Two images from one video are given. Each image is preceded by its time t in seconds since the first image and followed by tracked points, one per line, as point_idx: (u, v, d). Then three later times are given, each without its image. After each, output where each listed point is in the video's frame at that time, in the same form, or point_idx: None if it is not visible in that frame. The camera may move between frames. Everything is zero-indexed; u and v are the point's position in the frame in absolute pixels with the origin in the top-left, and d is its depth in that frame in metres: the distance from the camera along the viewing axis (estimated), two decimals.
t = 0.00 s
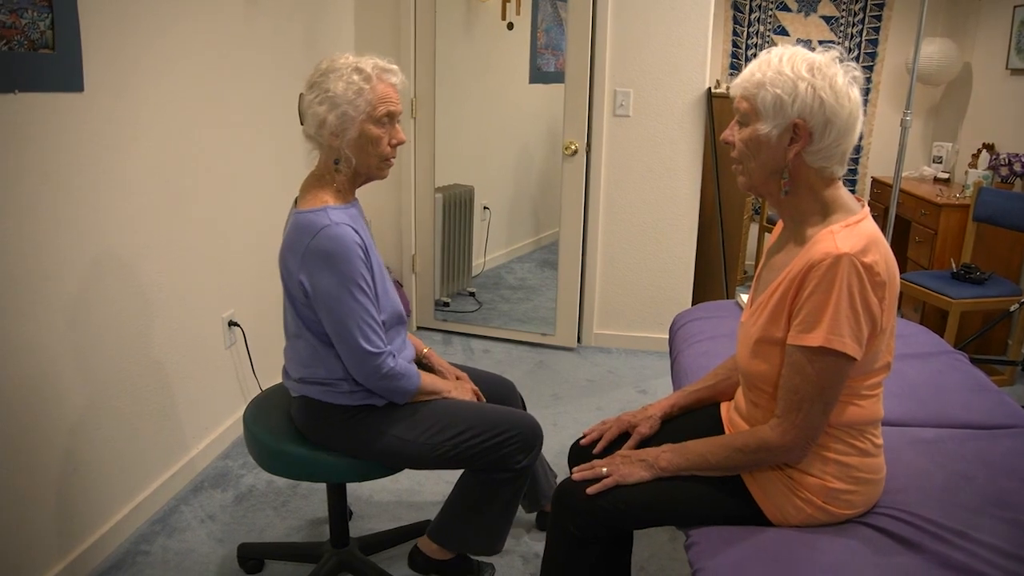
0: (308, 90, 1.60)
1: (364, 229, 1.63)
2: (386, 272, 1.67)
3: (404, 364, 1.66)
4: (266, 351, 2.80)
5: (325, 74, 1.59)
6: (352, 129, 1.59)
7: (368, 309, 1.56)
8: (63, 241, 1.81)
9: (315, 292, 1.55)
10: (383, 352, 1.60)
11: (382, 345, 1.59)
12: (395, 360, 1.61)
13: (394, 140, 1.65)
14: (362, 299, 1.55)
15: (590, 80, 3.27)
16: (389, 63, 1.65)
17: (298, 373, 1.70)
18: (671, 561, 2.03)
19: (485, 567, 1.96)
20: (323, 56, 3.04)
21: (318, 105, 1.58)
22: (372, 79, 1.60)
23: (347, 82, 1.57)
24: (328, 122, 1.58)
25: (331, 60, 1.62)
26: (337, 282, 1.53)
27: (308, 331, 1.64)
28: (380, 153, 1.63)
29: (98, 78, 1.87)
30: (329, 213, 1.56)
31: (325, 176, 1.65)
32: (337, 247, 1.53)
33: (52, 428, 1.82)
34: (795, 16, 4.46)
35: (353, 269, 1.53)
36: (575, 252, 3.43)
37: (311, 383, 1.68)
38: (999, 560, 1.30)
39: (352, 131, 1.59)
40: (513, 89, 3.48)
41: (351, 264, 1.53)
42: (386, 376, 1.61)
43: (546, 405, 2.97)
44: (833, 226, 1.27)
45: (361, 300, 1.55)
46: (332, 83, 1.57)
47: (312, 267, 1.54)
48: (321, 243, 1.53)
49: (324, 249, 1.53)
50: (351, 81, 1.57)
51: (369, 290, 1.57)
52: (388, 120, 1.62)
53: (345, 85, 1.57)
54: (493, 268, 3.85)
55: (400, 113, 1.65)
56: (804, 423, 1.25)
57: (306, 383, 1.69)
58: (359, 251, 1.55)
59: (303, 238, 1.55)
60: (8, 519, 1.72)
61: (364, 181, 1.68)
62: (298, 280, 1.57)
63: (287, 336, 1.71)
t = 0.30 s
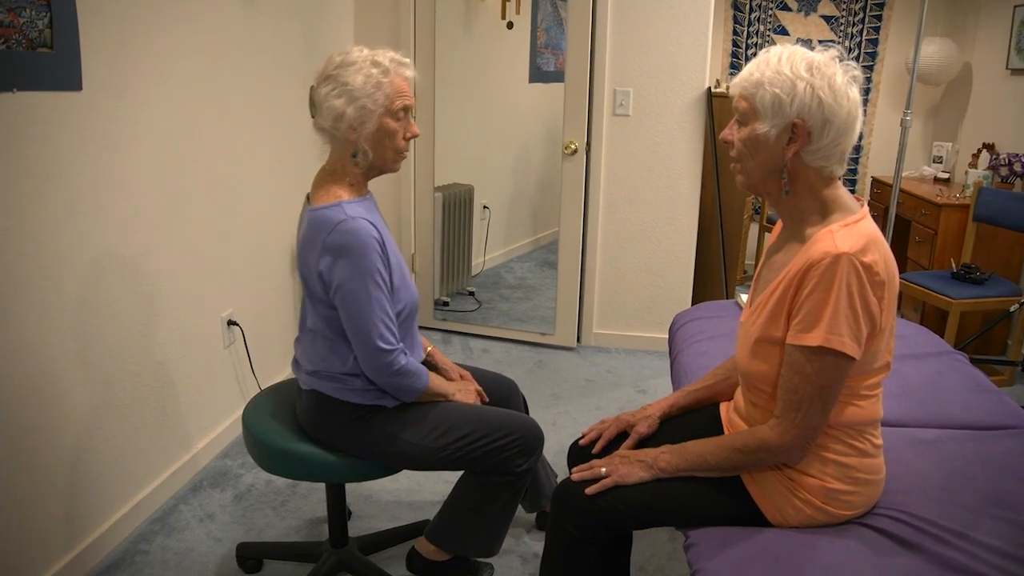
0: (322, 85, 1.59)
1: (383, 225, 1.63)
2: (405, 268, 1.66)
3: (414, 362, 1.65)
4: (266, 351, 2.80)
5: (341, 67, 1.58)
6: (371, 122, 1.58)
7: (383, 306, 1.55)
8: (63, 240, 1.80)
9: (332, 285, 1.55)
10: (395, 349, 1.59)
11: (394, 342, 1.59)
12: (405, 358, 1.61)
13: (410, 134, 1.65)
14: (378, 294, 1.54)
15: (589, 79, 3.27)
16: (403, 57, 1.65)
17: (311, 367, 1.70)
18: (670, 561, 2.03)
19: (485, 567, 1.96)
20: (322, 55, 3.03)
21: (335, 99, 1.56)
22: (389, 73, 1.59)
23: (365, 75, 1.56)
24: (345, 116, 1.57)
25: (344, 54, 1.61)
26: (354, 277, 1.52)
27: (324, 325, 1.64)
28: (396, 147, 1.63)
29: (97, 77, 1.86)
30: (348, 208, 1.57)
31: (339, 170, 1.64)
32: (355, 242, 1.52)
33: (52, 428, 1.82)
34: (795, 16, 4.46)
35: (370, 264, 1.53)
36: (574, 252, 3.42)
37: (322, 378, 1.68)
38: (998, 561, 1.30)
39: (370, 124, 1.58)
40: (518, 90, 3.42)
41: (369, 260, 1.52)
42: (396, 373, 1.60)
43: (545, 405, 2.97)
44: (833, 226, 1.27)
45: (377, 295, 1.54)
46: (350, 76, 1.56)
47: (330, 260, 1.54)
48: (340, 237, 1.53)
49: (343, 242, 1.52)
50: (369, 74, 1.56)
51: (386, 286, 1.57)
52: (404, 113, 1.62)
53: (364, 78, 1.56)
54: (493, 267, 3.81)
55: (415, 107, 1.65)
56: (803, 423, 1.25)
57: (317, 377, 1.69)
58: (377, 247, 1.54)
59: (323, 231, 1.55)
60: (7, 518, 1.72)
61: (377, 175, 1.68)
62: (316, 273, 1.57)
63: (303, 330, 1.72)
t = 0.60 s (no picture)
0: (346, 82, 1.59)
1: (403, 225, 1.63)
2: (423, 270, 1.66)
3: (420, 363, 1.64)
4: (270, 350, 2.80)
5: (366, 66, 1.58)
6: (395, 121, 1.59)
7: (398, 306, 1.55)
8: (66, 240, 1.80)
9: (351, 281, 1.55)
10: (404, 351, 1.59)
11: (403, 344, 1.58)
12: (412, 360, 1.60)
13: (430, 132, 1.67)
14: (394, 294, 1.54)
15: (594, 79, 3.26)
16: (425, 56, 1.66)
17: (322, 363, 1.70)
18: (674, 562, 2.03)
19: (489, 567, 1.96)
20: (327, 56, 3.04)
21: (360, 97, 1.57)
22: (413, 72, 1.60)
23: (391, 74, 1.57)
24: (370, 114, 1.57)
25: (368, 52, 1.61)
26: (372, 274, 1.53)
27: (337, 321, 1.64)
28: (418, 146, 1.65)
29: (100, 76, 1.86)
30: (371, 206, 1.57)
31: (360, 169, 1.65)
32: (377, 239, 1.53)
33: (54, 427, 1.82)
34: (800, 16, 4.45)
35: (388, 263, 1.53)
36: (579, 252, 3.42)
37: (332, 375, 1.68)
38: (1003, 563, 1.30)
39: (394, 123, 1.59)
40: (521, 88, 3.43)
41: (388, 258, 1.53)
42: (403, 374, 1.60)
43: (550, 405, 2.96)
44: (840, 226, 1.26)
45: (392, 295, 1.54)
46: (375, 74, 1.57)
47: (350, 256, 1.54)
48: (362, 234, 1.53)
49: (364, 239, 1.53)
50: (395, 73, 1.57)
51: (402, 286, 1.57)
52: (426, 112, 1.64)
53: (389, 77, 1.57)
54: (497, 268, 3.77)
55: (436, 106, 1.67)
56: (808, 424, 1.25)
57: (328, 373, 1.69)
58: (397, 246, 1.54)
59: (346, 227, 1.55)
60: (9, 517, 1.72)
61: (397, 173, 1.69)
62: (335, 268, 1.57)
63: (318, 325, 1.72)
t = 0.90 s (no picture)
0: (375, 82, 1.58)
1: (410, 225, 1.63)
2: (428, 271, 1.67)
3: (422, 364, 1.64)
4: (270, 351, 2.80)
5: (397, 68, 1.59)
6: (419, 127, 1.60)
7: (402, 305, 1.55)
8: (65, 241, 1.80)
9: (357, 278, 1.55)
10: (406, 351, 1.58)
11: (406, 344, 1.58)
12: (414, 360, 1.60)
13: (446, 143, 1.69)
14: (399, 293, 1.54)
15: (593, 79, 3.26)
16: (451, 69, 1.68)
17: (324, 361, 1.70)
18: (674, 562, 2.03)
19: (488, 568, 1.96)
20: (326, 56, 3.04)
21: (388, 99, 1.57)
22: (440, 82, 1.62)
23: (422, 80, 1.58)
24: (396, 117, 1.58)
25: (398, 56, 1.62)
26: (379, 272, 1.52)
27: (340, 318, 1.64)
28: (435, 154, 1.66)
29: (101, 77, 1.86)
30: (379, 204, 1.57)
31: (375, 167, 1.65)
32: (386, 237, 1.53)
33: (54, 428, 1.82)
34: (800, 15, 4.45)
35: (396, 263, 1.53)
36: (578, 252, 3.42)
37: (334, 373, 1.68)
38: (1004, 563, 1.29)
39: (418, 129, 1.60)
40: (520, 88, 3.43)
41: (396, 257, 1.53)
42: (404, 374, 1.59)
43: (550, 405, 2.96)
44: (839, 226, 1.26)
45: (398, 294, 1.54)
46: (405, 78, 1.57)
47: (357, 253, 1.54)
48: (371, 232, 1.53)
49: (373, 237, 1.53)
50: (427, 81, 1.58)
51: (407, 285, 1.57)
52: (447, 122, 1.66)
53: (419, 83, 1.58)
54: (497, 268, 3.82)
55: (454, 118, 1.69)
56: (807, 424, 1.24)
57: (329, 371, 1.69)
58: (404, 245, 1.55)
59: (354, 224, 1.55)
60: (9, 518, 1.72)
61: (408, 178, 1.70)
62: (341, 264, 1.57)
63: (320, 322, 1.71)
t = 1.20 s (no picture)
0: (383, 86, 1.58)
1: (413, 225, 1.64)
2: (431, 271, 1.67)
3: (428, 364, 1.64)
4: (271, 352, 2.80)
5: (407, 73, 1.59)
6: (426, 133, 1.61)
7: (410, 304, 1.55)
8: (66, 242, 1.80)
9: (363, 278, 1.54)
10: (414, 350, 1.58)
11: (414, 344, 1.58)
12: (422, 360, 1.60)
13: (450, 148, 1.70)
14: (407, 292, 1.55)
15: (595, 79, 3.26)
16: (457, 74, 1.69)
17: (328, 364, 1.69)
18: (676, 563, 2.03)
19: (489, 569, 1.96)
20: (328, 57, 3.04)
21: (397, 103, 1.57)
22: (448, 88, 1.63)
23: (431, 86, 1.59)
24: (404, 122, 1.58)
25: (406, 60, 1.62)
26: (387, 271, 1.53)
27: (345, 319, 1.63)
28: (438, 159, 1.68)
29: (102, 78, 1.86)
30: (384, 204, 1.57)
31: (380, 170, 1.65)
32: (393, 236, 1.53)
33: (54, 429, 1.81)
34: (801, 15, 4.45)
35: (402, 261, 1.53)
36: (579, 254, 3.42)
37: (339, 375, 1.68)
38: (1007, 566, 1.29)
39: (426, 134, 1.61)
40: (522, 90, 3.43)
41: (403, 255, 1.53)
42: (412, 374, 1.59)
43: (551, 406, 2.96)
44: (841, 228, 1.26)
45: (405, 293, 1.54)
46: (414, 83, 1.58)
47: (363, 253, 1.54)
48: (378, 231, 1.53)
49: (380, 235, 1.53)
50: (436, 87, 1.59)
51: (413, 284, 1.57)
52: (451, 128, 1.67)
53: (428, 88, 1.58)
54: (499, 269, 3.81)
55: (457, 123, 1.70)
56: (810, 426, 1.24)
57: (334, 374, 1.68)
58: (411, 243, 1.55)
59: (360, 223, 1.55)
60: (9, 519, 1.71)
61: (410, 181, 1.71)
62: (347, 264, 1.56)
63: (322, 325, 1.70)
